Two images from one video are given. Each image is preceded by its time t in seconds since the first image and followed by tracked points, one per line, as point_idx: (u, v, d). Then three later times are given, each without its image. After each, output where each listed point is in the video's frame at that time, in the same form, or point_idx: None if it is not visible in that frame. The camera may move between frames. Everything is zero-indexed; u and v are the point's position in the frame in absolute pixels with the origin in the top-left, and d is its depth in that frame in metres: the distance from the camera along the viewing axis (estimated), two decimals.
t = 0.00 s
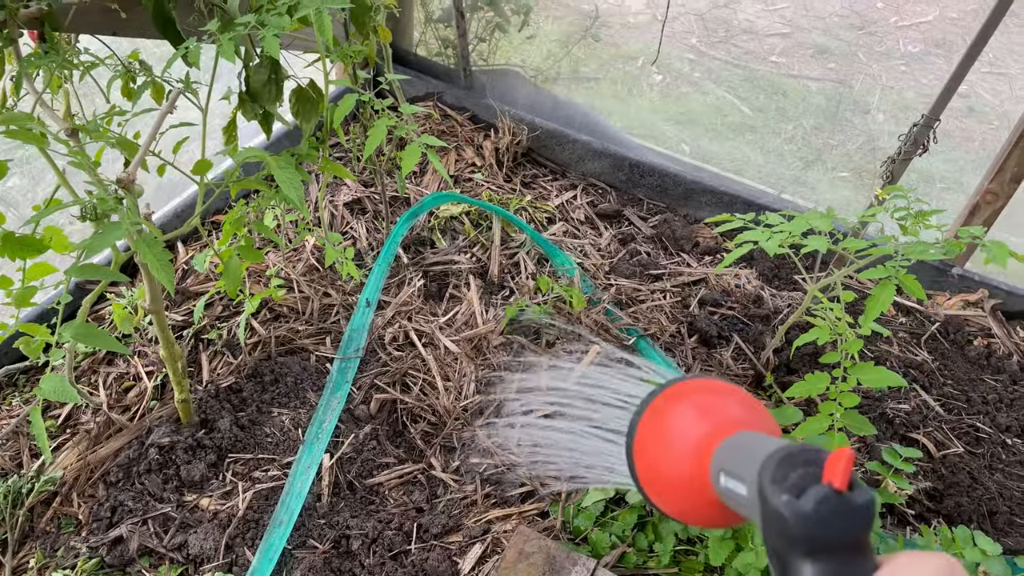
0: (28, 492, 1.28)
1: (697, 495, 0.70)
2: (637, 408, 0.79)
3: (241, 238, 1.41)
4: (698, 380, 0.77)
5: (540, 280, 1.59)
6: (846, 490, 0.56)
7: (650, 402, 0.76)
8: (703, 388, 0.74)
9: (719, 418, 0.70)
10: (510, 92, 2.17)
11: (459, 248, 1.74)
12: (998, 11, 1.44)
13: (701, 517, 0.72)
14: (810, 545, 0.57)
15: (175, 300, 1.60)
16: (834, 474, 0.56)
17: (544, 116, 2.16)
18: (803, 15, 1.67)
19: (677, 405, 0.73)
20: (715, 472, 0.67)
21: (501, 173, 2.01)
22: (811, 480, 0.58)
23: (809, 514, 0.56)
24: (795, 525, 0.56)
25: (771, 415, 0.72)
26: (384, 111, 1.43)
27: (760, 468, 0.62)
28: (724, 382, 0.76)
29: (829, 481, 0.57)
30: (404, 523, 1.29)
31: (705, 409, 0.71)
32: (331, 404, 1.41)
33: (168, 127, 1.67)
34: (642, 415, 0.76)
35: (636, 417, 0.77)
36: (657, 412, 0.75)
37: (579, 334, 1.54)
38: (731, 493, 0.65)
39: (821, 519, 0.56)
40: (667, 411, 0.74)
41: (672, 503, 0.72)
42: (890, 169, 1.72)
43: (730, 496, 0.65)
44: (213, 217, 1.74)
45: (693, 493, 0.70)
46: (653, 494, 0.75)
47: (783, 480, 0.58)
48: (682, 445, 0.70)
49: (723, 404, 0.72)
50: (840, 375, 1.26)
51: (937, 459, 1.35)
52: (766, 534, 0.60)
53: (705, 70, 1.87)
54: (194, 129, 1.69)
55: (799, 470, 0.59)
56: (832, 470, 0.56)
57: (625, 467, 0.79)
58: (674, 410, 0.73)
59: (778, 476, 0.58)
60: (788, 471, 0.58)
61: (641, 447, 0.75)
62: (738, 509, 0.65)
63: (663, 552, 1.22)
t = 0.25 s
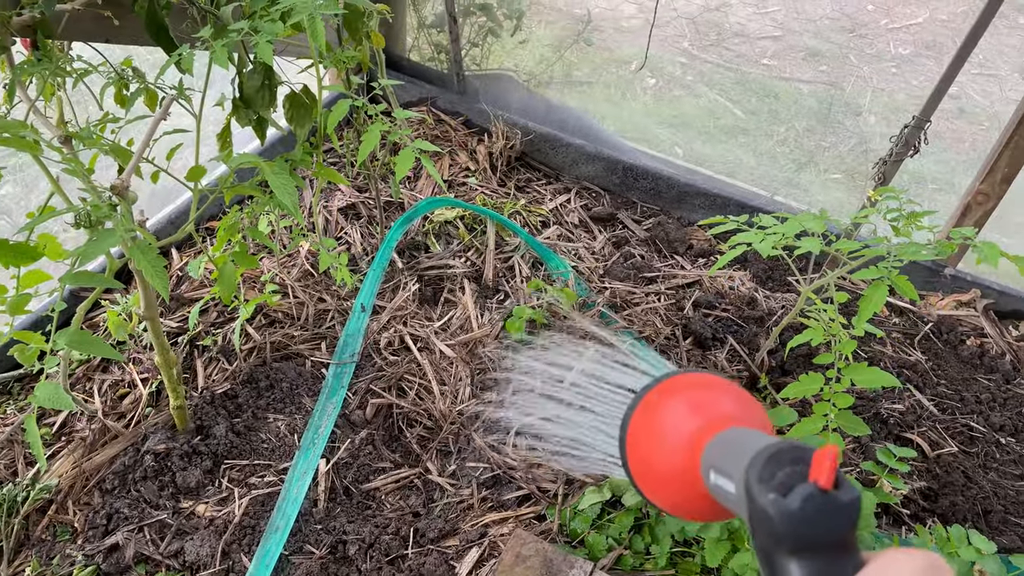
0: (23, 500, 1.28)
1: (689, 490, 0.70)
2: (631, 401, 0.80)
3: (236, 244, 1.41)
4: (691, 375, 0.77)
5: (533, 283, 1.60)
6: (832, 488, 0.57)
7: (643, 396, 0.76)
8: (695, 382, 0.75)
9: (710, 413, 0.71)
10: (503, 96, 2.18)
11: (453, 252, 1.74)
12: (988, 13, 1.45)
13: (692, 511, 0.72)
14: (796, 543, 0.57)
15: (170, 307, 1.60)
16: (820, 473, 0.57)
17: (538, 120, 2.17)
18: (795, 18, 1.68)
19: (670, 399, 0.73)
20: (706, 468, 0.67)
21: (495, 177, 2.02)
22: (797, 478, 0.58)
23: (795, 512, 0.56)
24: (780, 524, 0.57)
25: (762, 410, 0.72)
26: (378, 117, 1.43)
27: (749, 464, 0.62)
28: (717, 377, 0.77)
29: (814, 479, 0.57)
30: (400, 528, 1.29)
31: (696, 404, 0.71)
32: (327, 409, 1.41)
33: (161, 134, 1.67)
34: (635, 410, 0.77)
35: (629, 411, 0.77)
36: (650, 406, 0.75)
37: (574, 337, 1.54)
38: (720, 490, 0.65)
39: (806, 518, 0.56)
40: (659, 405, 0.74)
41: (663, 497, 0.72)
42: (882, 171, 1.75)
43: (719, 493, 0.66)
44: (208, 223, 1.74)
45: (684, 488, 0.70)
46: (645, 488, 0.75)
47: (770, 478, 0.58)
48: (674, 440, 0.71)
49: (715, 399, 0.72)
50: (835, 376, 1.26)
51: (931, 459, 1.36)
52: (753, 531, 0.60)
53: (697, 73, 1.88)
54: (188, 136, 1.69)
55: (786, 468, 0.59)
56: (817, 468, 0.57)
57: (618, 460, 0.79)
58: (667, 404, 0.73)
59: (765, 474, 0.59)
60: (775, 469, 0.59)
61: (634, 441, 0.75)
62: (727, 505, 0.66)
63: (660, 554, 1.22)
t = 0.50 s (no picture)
0: (18, 508, 1.27)
1: (689, 498, 0.70)
2: (631, 409, 0.80)
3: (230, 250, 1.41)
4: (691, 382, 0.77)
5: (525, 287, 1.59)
6: (830, 497, 0.57)
7: (642, 404, 0.77)
8: (693, 390, 0.74)
9: (709, 421, 0.71)
10: (496, 100, 2.19)
11: (447, 256, 1.75)
12: (976, 14, 1.47)
13: (692, 519, 0.72)
14: (794, 552, 0.57)
15: (164, 313, 1.59)
16: (817, 482, 0.57)
17: (531, 123, 2.18)
18: (785, 21, 1.69)
19: (669, 408, 0.73)
20: (704, 476, 0.67)
21: (488, 181, 2.02)
22: (795, 487, 0.58)
23: (792, 522, 0.56)
24: (779, 533, 0.57)
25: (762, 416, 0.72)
26: (371, 122, 1.43)
27: (747, 473, 0.62)
28: (716, 384, 0.77)
29: (813, 488, 0.57)
30: (397, 532, 1.29)
31: (694, 412, 0.71)
32: (323, 414, 1.41)
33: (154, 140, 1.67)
34: (635, 418, 0.77)
35: (629, 419, 0.78)
36: (650, 415, 0.75)
37: (569, 339, 1.55)
38: (719, 498, 0.65)
39: (804, 527, 0.56)
40: (659, 414, 0.74)
41: (664, 505, 0.72)
42: (873, 171, 1.75)
43: (718, 501, 0.66)
44: (202, 229, 1.74)
45: (684, 495, 0.70)
46: (646, 496, 0.75)
47: (768, 488, 0.59)
48: (673, 449, 0.71)
49: (713, 406, 0.72)
50: (829, 375, 1.27)
51: (925, 457, 1.37)
52: (752, 540, 0.60)
53: (688, 76, 1.89)
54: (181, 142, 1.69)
55: (784, 477, 0.59)
56: (816, 477, 0.57)
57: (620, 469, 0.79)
58: (666, 413, 0.73)
59: (763, 483, 0.59)
60: (773, 478, 0.59)
61: (634, 449, 0.76)
62: (727, 513, 0.66)
63: (656, 555, 1.22)
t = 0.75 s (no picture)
0: (12, 519, 1.26)
1: (685, 495, 0.70)
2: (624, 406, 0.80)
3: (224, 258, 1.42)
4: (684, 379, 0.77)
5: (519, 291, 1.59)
6: (827, 496, 0.57)
7: (636, 401, 0.77)
8: (687, 387, 0.75)
9: (703, 418, 0.71)
10: (488, 104, 2.19)
11: (441, 261, 1.75)
12: (963, 16, 1.49)
13: (687, 516, 0.73)
14: (792, 549, 0.58)
15: (157, 321, 1.59)
16: (815, 481, 0.57)
17: (523, 128, 2.18)
18: (774, 23, 1.70)
19: (663, 405, 0.74)
20: (700, 473, 0.67)
21: (481, 186, 2.02)
22: (793, 486, 0.59)
23: (791, 520, 0.57)
24: (776, 531, 0.57)
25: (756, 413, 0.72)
26: (364, 128, 1.43)
27: (744, 471, 0.62)
28: (710, 381, 0.77)
29: (810, 486, 0.58)
30: (393, 538, 1.29)
31: (689, 409, 0.71)
32: (318, 420, 1.41)
33: (146, 148, 1.67)
34: (630, 415, 0.77)
35: (623, 416, 0.78)
36: (644, 413, 0.75)
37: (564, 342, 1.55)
38: (715, 495, 0.66)
39: (802, 525, 0.56)
40: (653, 411, 0.74)
41: (658, 502, 0.73)
42: (863, 172, 1.77)
43: (715, 499, 0.66)
44: (195, 236, 1.74)
45: (680, 492, 0.70)
46: (641, 493, 0.75)
47: (766, 486, 0.59)
48: (668, 446, 0.71)
49: (708, 403, 0.72)
50: (823, 376, 1.27)
51: (919, 457, 1.38)
52: (749, 538, 0.61)
53: (679, 79, 1.90)
54: (173, 150, 1.69)
55: (781, 475, 0.60)
56: (813, 476, 0.57)
57: (614, 466, 0.80)
58: (661, 411, 0.73)
59: (760, 481, 0.60)
60: (771, 476, 0.59)
61: (629, 447, 0.76)
62: (723, 511, 0.66)
63: (653, 558, 1.22)
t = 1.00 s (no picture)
0: (3, 533, 1.25)
1: (683, 506, 0.70)
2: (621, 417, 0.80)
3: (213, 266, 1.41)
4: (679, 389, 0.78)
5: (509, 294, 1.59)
6: (824, 505, 0.57)
7: (632, 413, 0.77)
8: (684, 398, 0.75)
9: (699, 428, 0.71)
10: (475, 109, 2.19)
11: (432, 266, 1.75)
12: (948, 16, 1.51)
13: (686, 526, 0.73)
14: (790, 560, 0.57)
15: (147, 331, 1.58)
16: (811, 490, 0.57)
17: (511, 131, 2.18)
18: (759, 24, 1.72)
19: (659, 416, 0.74)
20: (698, 484, 0.68)
21: (471, 190, 2.02)
22: (790, 495, 0.59)
23: (789, 530, 0.57)
24: (774, 541, 0.57)
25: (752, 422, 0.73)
26: (352, 134, 1.42)
27: (740, 481, 0.62)
28: (705, 391, 0.77)
29: (806, 496, 0.58)
30: (390, 545, 1.28)
31: (685, 420, 0.72)
32: (311, 427, 1.39)
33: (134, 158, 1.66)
34: (627, 427, 0.77)
35: (620, 427, 0.78)
36: (640, 424, 0.76)
37: (557, 344, 1.55)
38: (713, 506, 0.66)
39: (800, 535, 0.56)
40: (649, 422, 0.75)
41: (657, 513, 0.73)
42: (851, 171, 1.78)
43: (713, 509, 0.66)
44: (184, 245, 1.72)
45: (677, 503, 0.71)
46: (639, 504, 0.75)
47: (763, 497, 0.59)
48: (665, 457, 0.71)
49: (704, 414, 0.73)
50: (816, 376, 1.29)
51: (911, 453, 1.39)
52: (748, 548, 0.61)
53: (666, 81, 1.91)
54: (160, 159, 1.68)
55: (777, 485, 0.60)
56: (810, 485, 0.57)
57: (611, 476, 0.80)
58: (657, 421, 0.74)
59: (757, 492, 0.60)
60: (768, 487, 0.59)
61: (626, 458, 0.76)
62: (721, 521, 0.66)
63: (649, 560, 1.23)
